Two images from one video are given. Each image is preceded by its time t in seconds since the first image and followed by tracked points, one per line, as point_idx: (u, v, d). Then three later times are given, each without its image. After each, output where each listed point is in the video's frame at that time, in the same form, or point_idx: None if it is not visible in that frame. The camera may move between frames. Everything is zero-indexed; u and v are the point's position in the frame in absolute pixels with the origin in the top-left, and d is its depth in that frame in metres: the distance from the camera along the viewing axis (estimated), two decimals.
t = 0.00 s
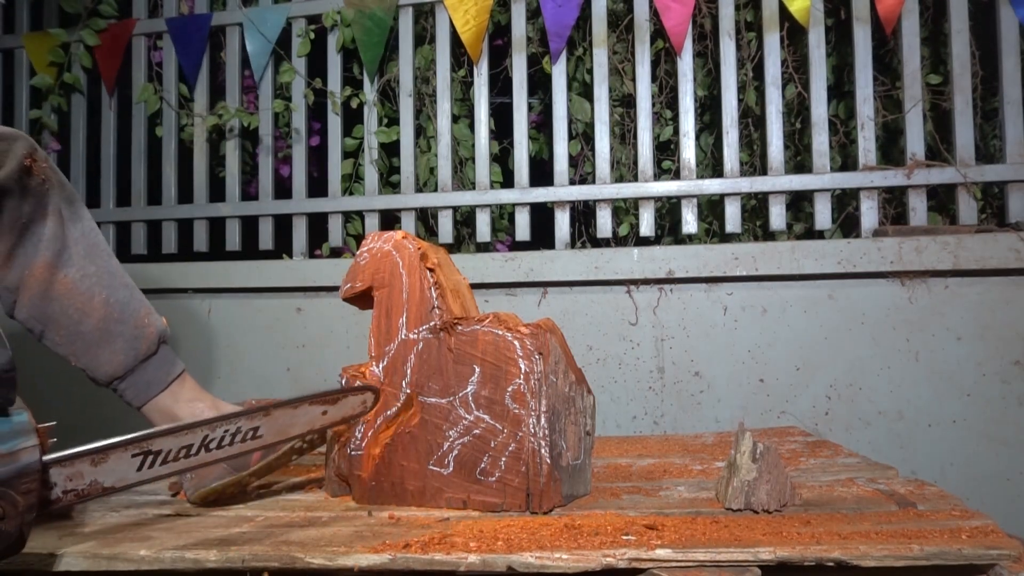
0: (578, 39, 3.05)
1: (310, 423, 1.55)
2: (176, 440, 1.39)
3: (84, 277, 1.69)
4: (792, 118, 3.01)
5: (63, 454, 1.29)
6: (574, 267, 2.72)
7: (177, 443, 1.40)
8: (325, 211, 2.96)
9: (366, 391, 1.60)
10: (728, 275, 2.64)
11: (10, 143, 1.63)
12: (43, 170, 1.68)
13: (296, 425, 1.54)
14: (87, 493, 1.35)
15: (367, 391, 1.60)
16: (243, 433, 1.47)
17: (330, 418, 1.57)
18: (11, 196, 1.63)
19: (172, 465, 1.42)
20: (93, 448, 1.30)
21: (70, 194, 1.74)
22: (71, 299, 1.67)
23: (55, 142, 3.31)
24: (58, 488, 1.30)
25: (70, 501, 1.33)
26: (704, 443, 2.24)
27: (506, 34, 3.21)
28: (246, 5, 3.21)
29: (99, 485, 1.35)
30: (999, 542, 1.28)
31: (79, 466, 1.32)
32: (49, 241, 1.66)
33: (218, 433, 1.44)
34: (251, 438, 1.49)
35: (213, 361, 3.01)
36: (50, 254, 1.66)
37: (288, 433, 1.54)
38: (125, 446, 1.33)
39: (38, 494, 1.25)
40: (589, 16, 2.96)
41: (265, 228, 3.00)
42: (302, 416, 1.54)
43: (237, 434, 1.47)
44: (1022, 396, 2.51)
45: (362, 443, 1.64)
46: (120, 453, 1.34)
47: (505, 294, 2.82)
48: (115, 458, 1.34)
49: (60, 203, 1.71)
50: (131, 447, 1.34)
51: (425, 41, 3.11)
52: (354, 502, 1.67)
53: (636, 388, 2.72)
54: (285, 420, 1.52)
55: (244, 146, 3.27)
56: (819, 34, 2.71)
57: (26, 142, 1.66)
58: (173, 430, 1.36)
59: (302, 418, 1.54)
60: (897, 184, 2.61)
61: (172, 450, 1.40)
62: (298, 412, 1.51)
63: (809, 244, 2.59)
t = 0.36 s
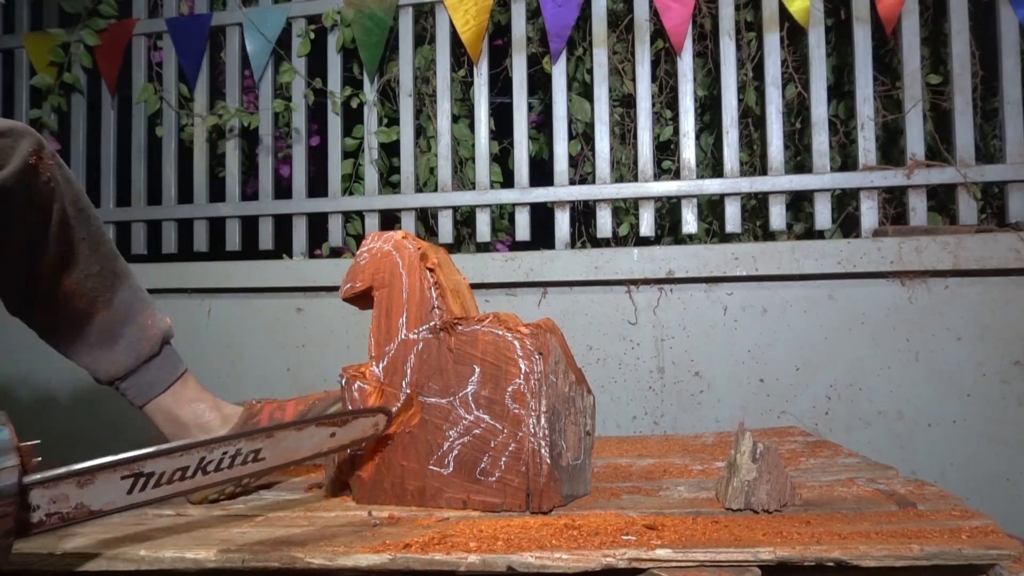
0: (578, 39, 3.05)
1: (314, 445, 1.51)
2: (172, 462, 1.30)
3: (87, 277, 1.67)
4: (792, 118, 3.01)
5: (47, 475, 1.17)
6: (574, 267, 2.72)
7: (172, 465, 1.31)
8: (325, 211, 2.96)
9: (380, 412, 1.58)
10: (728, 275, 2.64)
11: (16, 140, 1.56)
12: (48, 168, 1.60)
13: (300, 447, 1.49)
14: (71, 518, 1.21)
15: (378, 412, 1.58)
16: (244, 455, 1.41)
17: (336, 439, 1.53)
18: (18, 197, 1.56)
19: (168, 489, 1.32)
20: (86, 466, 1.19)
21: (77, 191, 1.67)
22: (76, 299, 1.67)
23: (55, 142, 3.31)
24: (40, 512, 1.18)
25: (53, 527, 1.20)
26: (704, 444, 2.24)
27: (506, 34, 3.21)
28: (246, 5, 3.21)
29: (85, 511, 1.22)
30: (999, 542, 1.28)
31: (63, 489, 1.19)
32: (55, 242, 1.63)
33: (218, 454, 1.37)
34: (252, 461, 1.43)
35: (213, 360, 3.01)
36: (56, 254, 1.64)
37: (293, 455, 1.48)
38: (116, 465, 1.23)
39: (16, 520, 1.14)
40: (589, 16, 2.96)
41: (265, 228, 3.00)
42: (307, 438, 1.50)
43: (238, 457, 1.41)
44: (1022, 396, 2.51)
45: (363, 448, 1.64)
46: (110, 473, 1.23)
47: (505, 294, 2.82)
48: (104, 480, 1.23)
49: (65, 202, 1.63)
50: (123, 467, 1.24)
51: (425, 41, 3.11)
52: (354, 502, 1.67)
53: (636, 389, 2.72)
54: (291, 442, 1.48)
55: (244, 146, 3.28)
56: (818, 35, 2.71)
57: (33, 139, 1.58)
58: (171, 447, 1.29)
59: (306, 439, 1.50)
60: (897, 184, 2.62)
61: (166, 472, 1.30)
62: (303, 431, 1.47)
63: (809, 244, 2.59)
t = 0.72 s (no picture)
0: (578, 39, 3.05)
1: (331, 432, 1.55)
2: (192, 446, 1.41)
3: (107, 265, 1.69)
4: (792, 118, 3.01)
5: (78, 455, 1.31)
6: (574, 267, 2.72)
7: (193, 448, 1.42)
8: (325, 211, 2.96)
9: (396, 405, 1.59)
10: (728, 275, 2.64)
11: (50, 126, 1.58)
12: (80, 155, 1.63)
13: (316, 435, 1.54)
14: (102, 490, 1.37)
15: (398, 404, 1.59)
16: (262, 440, 1.49)
17: (354, 428, 1.57)
18: (51, 180, 1.57)
19: (190, 468, 1.44)
20: (111, 450, 1.33)
21: (106, 179, 1.69)
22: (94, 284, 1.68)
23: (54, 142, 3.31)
24: (73, 485, 1.33)
25: (84, 497, 1.36)
26: (704, 444, 2.24)
27: (506, 34, 3.21)
28: (246, 5, 3.21)
29: (114, 485, 1.37)
30: (999, 542, 1.28)
31: (94, 467, 1.34)
32: (80, 228, 1.65)
33: (236, 438, 1.46)
34: (270, 445, 1.51)
35: (213, 360, 3.01)
36: (80, 239, 1.65)
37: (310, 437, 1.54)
38: (141, 449, 1.35)
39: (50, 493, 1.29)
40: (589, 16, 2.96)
41: (265, 228, 3.00)
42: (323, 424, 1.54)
43: (255, 442, 1.49)
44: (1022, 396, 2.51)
45: (362, 444, 1.65)
46: (135, 455, 1.36)
47: (505, 294, 2.82)
48: (131, 460, 1.36)
49: (93, 187, 1.66)
50: (146, 451, 1.36)
51: (425, 41, 3.11)
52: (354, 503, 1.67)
53: (636, 388, 2.72)
54: (308, 430, 1.53)
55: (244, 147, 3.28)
56: (818, 35, 2.71)
57: (66, 126, 1.60)
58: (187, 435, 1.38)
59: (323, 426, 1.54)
60: (897, 184, 2.61)
61: (188, 454, 1.42)
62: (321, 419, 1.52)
63: (809, 244, 2.59)
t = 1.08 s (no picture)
0: (578, 39, 3.05)
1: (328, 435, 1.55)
2: (192, 450, 1.43)
3: (106, 262, 1.70)
4: (792, 118, 3.01)
5: (82, 460, 1.34)
6: (574, 267, 2.72)
7: (193, 452, 1.44)
8: (325, 211, 2.96)
9: (390, 409, 1.58)
10: (728, 275, 2.64)
11: (51, 126, 1.62)
12: (82, 154, 1.66)
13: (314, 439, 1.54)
14: (105, 495, 1.40)
15: (391, 409, 1.58)
16: (260, 444, 1.50)
17: (351, 432, 1.57)
18: (49, 178, 1.60)
19: (191, 472, 1.46)
20: (111, 454, 1.35)
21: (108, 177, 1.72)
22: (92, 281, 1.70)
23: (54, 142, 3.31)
24: (77, 490, 1.36)
25: (87, 502, 1.38)
26: (704, 444, 2.24)
27: (506, 34, 3.21)
28: (247, 5, 3.21)
29: (116, 489, 1.40)
30: (1000, 542, 1.28)
31: (97, 471, 1.36)
32: (80, 225, 1.67)
33: (235, 443, 1.47)
34: (268, 450, 1.52)
35: (213, 360, 3.01)
36: (80, 237, 1.68)
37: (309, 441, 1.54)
38: (142, 454, 1.37)
39: (55, 498, 1.31)
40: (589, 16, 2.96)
41: (265, 228, 3.00)
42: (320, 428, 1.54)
43: (253, 445, 1.50)
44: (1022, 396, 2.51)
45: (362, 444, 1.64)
46: (136, 460, 1.38)
47: (505, 294, 2.82)
48: (132, 464, 1.39)
49: (94, 184, 1.68)
50: (147, 455, 1.38)
51: (425, 41, 3.11)
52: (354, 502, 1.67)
53: (636, 388, 2.72)
54: (304, 433, 1.53)
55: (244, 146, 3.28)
56: (819, 35, 2.71)
57: (68, 125, 1.64)
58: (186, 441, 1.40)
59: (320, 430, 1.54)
60: (897, 184, 2.61)
61: (188, 458, 1.44)
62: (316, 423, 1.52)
63: (809, 244, 2.59)
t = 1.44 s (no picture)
0: (578, 39, 3.05)
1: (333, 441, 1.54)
2: (200, 453, 1.43)
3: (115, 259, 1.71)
4: (792, 118, 3.01)
5: (92, 460, 1.36)
6: (574, 267, 2.72)
7: (201, 455, 1.44)
8: (325, 211, 2.96)
9: (391, 415, 1.59)
10: (728, 275, 2.64)
11: (62, 121, 1.59)
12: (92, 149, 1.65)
13: (318, 444, 1.54)
14: (114, 497, 1.40)
15: (392, 414, 1.59)
16: (266, 449, 1.50)
17: (354, 438, 1.56)
18: (61, 174, 1.58)
19: (199, 476, 1.46)
20: (119, 456, 1.37)
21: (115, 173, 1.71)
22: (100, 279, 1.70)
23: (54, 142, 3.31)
24: (87, 491, 1.37)
25: (98, 503, 1.39)
26: (704, 443, 2.24)
27: (506, 35, 3.21)
28: (247, 5, 3.21)
29: (125, 490, 1.41)
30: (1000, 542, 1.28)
31: (107, 472, 1.38)
32: (90, 222, 1.66)
33: (242, 447, 1.47)
34: (274, 454, 1.51)
35: (213, 360, 3.01)
36: (91, 235, 1.68)
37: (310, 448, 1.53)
38: (150, 454, 1.38)
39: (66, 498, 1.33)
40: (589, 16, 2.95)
41: (265, 228, 3.00)
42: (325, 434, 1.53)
43: (258, 451, 1.49)
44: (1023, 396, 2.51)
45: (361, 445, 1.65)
46: (145, 461, 1.40)
47: (505, 294, 2.82)
48: (141, 466, 1.40)
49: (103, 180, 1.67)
50: (155, 457, 1.40)
51: (425, 41, 3.11)
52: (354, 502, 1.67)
53: (636, 388, 2.72)
54: (308, 439, 1.52)
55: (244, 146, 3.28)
56: (819, 35, 2.71)
57: (78, 121, 1.62)
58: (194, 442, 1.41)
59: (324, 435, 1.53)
60: (897, 184, 2.61)
61: (196, 461, 1.44)
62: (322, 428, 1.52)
63: (809, 244, 2.59)
